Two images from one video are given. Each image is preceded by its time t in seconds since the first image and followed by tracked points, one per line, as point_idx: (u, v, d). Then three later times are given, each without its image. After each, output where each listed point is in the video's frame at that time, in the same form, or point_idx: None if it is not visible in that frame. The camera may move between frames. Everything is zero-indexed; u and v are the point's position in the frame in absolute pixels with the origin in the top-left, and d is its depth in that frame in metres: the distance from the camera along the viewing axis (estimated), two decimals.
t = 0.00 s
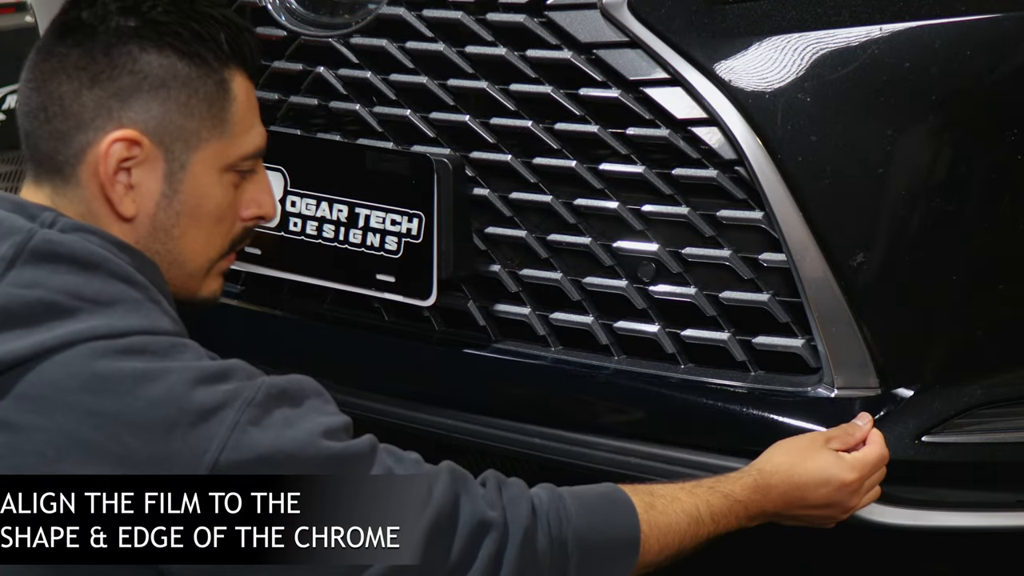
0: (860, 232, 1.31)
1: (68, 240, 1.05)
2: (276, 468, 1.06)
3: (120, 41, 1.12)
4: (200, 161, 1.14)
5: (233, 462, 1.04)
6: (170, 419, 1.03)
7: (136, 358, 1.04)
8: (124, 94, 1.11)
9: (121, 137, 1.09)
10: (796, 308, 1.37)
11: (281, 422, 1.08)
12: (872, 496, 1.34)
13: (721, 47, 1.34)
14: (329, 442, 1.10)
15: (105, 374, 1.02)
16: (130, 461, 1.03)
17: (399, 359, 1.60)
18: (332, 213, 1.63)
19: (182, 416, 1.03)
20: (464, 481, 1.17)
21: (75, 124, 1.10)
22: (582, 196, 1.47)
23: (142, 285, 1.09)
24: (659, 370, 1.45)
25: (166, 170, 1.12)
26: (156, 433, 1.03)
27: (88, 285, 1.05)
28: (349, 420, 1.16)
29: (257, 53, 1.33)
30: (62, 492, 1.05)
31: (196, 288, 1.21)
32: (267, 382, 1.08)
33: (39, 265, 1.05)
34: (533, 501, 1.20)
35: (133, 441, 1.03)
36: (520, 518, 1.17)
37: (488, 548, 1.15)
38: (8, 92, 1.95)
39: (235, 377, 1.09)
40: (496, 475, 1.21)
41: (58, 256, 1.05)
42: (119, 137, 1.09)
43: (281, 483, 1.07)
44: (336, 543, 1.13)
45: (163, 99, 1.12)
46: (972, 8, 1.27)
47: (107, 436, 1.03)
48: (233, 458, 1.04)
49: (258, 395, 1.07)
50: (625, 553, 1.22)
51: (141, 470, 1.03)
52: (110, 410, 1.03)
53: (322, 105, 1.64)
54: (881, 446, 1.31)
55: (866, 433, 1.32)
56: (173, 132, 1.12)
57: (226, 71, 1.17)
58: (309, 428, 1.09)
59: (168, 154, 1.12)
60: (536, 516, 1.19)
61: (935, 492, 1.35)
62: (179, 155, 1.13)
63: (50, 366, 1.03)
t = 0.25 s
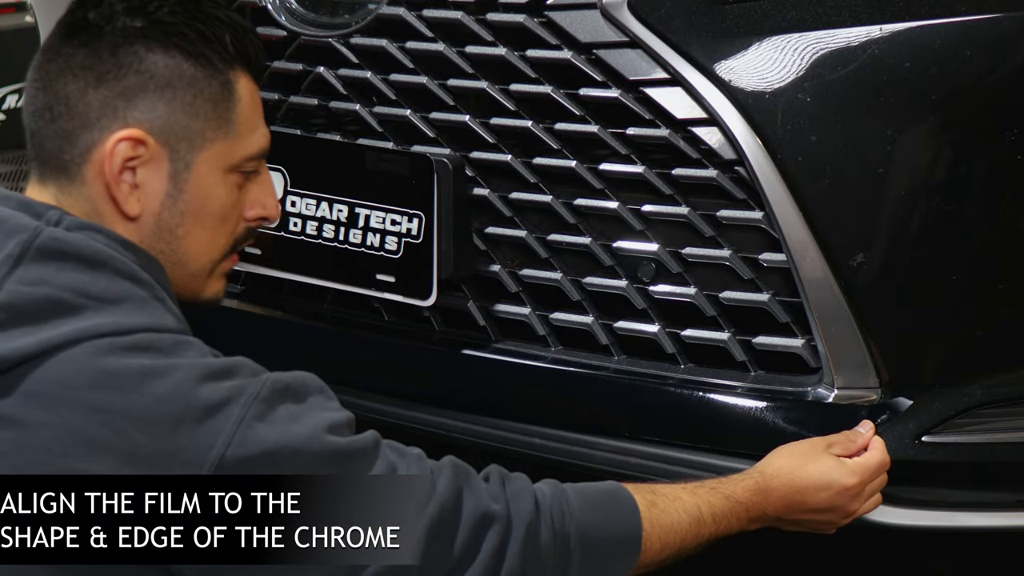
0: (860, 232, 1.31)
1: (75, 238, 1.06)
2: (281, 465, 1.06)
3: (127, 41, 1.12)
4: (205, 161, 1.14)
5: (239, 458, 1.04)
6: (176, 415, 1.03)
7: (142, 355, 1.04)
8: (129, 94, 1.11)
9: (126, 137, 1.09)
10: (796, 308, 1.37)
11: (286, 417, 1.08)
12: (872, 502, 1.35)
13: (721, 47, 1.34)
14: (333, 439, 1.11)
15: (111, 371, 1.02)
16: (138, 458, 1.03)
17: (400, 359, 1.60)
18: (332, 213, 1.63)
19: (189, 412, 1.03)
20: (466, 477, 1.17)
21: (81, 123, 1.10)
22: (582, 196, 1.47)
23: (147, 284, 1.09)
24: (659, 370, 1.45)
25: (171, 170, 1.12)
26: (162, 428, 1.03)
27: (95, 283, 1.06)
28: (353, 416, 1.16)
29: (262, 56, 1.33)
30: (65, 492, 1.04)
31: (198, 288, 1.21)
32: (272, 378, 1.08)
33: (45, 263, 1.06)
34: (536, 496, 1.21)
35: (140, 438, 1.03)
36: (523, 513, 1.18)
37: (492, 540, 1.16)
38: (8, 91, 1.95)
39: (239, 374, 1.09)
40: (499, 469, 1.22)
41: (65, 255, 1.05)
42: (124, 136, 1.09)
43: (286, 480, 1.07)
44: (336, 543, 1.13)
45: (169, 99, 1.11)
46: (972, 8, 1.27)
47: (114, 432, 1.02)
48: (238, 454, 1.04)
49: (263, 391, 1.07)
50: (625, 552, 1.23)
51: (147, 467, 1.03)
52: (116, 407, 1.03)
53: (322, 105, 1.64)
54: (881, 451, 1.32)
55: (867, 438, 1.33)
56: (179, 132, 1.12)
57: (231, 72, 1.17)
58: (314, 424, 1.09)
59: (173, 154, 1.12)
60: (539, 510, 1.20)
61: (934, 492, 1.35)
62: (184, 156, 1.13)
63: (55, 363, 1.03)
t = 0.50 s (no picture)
0: (860, 232, 1.31)
1: (79, 238, 1.06)
2: (284, 463, 1.06)
3: (130, 43, 1.12)
4: (207, 163, 1.14)
5: (242, 457, 1.04)
6: (180, 413, 1.03)
7: (145, 354, 1.04)
8: (132, 95, 1.11)
9: (128, 138, 1.09)
10: (796, 308, 1.37)
11: (289, 415, 1.08)
12: (872, 501, 1.35)
13: (721, 47, 1.34)
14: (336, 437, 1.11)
15: (115, 370, 1.03)
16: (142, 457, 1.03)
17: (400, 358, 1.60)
18: (332, 213, 1.63)
19: (192, 411, 1.03)
20: (468, 472, 1.17)
21: (84, 124, 1.10)
22: (582, 196, 1.47)
23: (150, 284, 1.09)
24: (659, 370, 1.45)
25: (173, 171, 1.12)
26: (166, 427, 1.03)
27: (98, 283, 1.06)
28: (354, 414, 1.16)
29: (268, 58, 1.33)
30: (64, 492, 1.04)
31: (201, 289, 1.21)
32: (274, 377, 1.08)
33: (49, 262, 1.06)
34: (539, 491, 1.21)
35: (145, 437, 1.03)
36: (526, 508, 1.18)
37: (495, 534, 1.16)
38: (8, 91, 1.94)
39: (242, 373, 1.09)
40: (501, 466, 1.23)
41: (68, 255, 1.05)
42: (126, 138, 1.09)
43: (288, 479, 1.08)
44: (336, 543, 1.14)
45: (171, 100, 1.11)
46: (972, 8, 1.27)
47: (118, 431, 1.03)
48: (242, 453, 1.04)
49: (265, 390, 1.07)
50: (627, 550, 1.23)
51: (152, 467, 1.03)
52: (120, 406, 1.03)
53: (322, 105, 1.64)
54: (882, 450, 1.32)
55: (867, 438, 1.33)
56: (181, 134, 1.12)
57: (234, 74, 1.16)
58: (317, 422, 1.10)
59: (175, 156, 1.12)
60: (541, 505, 1.20)
61: (934, 492, 1.35)
62: (186, 157, 1.12)
63: (59, 362, 1.03)
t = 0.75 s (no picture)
0: (860, 232, 1.31)
1: (88, 243, 1.06)
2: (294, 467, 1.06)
3: (139, 49, 1.12)
4: (216, 171, 1.13)
5: (252, 462, 1.04)
6: (189, 418, 1.03)
7: (155, 358, 1.04)
8: (141, 103, 1.10)
9: (136, 146, 1.09)
10: (796, 308, 1.37)
11: (297, 419, 1.08)
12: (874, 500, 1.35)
13: (721, 47, 1.34)
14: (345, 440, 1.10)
15: (124, 374, 1.03)
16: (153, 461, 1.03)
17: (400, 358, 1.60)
18: (332, 213, 1.63)
19: (202, 415, 1.04)
20: (475, 470, 1.17)
21: (92, 131, 1.11)
22: (582, 196, 1.47)
23: (159, 288, 1.09)
24: (659, 370, 1.45)
25: (181, 179, 1.12)
26: (177, 431, 1.03)
27: (108, 287, 1.06)
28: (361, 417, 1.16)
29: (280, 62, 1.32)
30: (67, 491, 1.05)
31: (212, 294, 1.21)
32: (282, 379, 1.08)
33: (58, 266, 1.06)
34: (546, 487, 1.22)
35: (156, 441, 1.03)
36: (534, 502, 1.19)
37: (503, 531, 1.16)
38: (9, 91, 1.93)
39: (250, 376, 1.08)
40: (506, 463, 1.24)
41: (77, 259, 1.06)
42: (133, 145, 1.09)
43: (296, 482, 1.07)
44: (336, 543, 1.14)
45: (180, 109, 1.11)
46: (972, 8, 1.27)
47: (129, 435, 1.03)
48: (252, 457, 1.04)
49: (275, 393, 1.06)
50: (633, 545, 1.24)
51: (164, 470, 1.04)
52: (130, 410, 1.03)
53: (322, 105, 1.64)
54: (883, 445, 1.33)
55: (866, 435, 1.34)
56: (189, 142, 1.11)
57: (245, 82, 1.15)
58: (325, 424, 1.09)
59: (184, 164, 1.12)
60: (549, 502, 1.21)
61: (934, 492, 1.35)
62: (194, 166, 1.12)
63: (69, 366, 1.04)
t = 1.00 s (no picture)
0: (860, 232, 1.31)
1: (89, 246, 1.06)
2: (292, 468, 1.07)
3: (143, 52, 1.12)
4: (218, 175, 1.14)
5: (251, 464, 1.05)
6: (188, 421, 1.04)
7: (153, 362, 1.05)
8: (145, 105, 1.11)
9: (138, 150, 1.10)
10: (796, 308, 1.36)
11: (295, 420, 1.09)
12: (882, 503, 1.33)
13: (721, 47, 1.34)
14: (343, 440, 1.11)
15: (122, 378, 1.04)
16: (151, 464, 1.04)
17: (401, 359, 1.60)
18: (332, 213, 1.63)
19: (200, 418, 1.05)
20: (476, 465, 1.19)
21: (94, 132, 1.11)
22: (582, 196, 1.47)
23: (159, 292, 1.10)
24: (659, 370, 1.45)
25: (183, 183, 1.12)
26: (175, 434, 1.04)
27: (107, 292, 1.06)
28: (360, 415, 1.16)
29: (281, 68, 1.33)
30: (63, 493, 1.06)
31: (212, 299, 1.21)
32: (281, 380, 1.08)
33: (58, 270, 1.06)
34: (547, 479, 1.23)
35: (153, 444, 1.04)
36: (535, 495, 1.20)
37: (504, 524, 1.17)
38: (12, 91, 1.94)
39: (249, 378, 1.09)
40: (506, 455, 1.25)
41: (78, 262, 1.06)
42: (137, 149, 1.09)
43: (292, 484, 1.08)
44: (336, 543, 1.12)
45: (183, 112, 1.11)
46: (972, 8, 1.27)
47: (127, 439, 1.04)
48: (250, 459, 1.05)
49: (273, 395, 1.07)
50: (635, 537, 1.25)
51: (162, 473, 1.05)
52: (128, 413, 1.04)
53: (322, 105, 1.64)
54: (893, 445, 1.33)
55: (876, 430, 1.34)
56: (192, 146, 1.12)
57: (248, 86, 1.16)
58: (324, 424, 1.10)
59: (187, 168, 1.12)
60: (551, 494, 1.22)
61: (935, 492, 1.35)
62: (197, 169, 1.12)
63: (67, 370, 1.04)
